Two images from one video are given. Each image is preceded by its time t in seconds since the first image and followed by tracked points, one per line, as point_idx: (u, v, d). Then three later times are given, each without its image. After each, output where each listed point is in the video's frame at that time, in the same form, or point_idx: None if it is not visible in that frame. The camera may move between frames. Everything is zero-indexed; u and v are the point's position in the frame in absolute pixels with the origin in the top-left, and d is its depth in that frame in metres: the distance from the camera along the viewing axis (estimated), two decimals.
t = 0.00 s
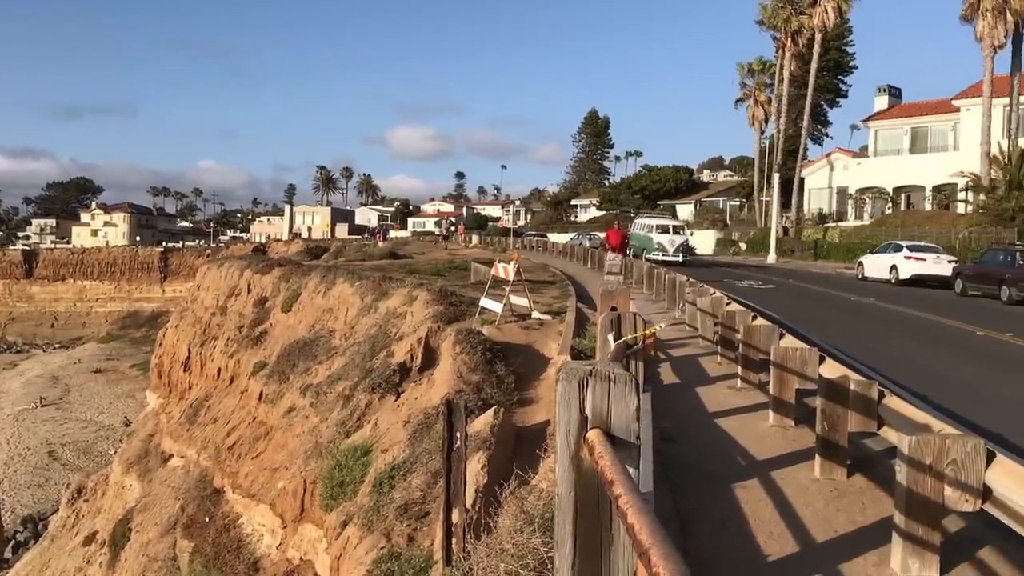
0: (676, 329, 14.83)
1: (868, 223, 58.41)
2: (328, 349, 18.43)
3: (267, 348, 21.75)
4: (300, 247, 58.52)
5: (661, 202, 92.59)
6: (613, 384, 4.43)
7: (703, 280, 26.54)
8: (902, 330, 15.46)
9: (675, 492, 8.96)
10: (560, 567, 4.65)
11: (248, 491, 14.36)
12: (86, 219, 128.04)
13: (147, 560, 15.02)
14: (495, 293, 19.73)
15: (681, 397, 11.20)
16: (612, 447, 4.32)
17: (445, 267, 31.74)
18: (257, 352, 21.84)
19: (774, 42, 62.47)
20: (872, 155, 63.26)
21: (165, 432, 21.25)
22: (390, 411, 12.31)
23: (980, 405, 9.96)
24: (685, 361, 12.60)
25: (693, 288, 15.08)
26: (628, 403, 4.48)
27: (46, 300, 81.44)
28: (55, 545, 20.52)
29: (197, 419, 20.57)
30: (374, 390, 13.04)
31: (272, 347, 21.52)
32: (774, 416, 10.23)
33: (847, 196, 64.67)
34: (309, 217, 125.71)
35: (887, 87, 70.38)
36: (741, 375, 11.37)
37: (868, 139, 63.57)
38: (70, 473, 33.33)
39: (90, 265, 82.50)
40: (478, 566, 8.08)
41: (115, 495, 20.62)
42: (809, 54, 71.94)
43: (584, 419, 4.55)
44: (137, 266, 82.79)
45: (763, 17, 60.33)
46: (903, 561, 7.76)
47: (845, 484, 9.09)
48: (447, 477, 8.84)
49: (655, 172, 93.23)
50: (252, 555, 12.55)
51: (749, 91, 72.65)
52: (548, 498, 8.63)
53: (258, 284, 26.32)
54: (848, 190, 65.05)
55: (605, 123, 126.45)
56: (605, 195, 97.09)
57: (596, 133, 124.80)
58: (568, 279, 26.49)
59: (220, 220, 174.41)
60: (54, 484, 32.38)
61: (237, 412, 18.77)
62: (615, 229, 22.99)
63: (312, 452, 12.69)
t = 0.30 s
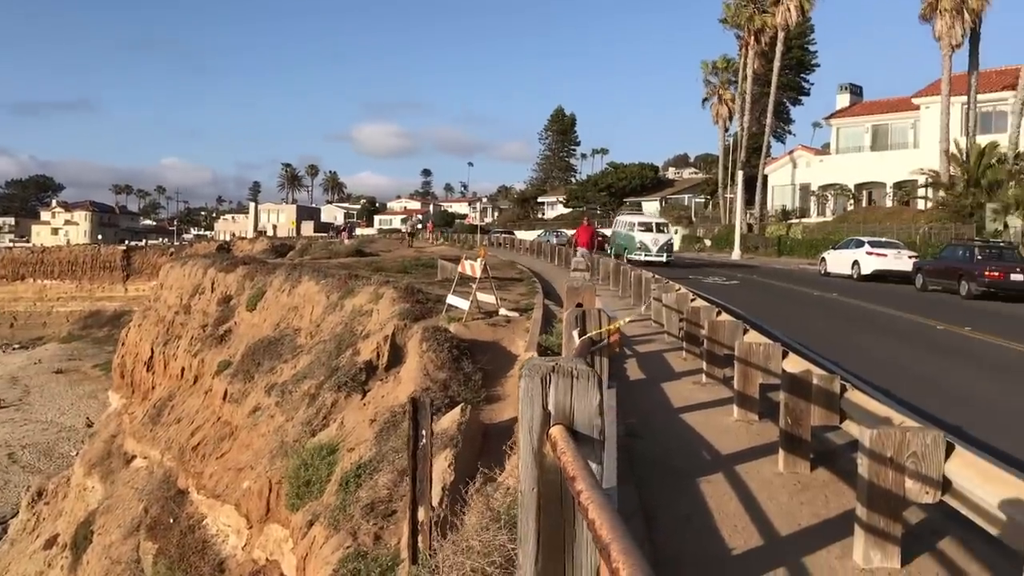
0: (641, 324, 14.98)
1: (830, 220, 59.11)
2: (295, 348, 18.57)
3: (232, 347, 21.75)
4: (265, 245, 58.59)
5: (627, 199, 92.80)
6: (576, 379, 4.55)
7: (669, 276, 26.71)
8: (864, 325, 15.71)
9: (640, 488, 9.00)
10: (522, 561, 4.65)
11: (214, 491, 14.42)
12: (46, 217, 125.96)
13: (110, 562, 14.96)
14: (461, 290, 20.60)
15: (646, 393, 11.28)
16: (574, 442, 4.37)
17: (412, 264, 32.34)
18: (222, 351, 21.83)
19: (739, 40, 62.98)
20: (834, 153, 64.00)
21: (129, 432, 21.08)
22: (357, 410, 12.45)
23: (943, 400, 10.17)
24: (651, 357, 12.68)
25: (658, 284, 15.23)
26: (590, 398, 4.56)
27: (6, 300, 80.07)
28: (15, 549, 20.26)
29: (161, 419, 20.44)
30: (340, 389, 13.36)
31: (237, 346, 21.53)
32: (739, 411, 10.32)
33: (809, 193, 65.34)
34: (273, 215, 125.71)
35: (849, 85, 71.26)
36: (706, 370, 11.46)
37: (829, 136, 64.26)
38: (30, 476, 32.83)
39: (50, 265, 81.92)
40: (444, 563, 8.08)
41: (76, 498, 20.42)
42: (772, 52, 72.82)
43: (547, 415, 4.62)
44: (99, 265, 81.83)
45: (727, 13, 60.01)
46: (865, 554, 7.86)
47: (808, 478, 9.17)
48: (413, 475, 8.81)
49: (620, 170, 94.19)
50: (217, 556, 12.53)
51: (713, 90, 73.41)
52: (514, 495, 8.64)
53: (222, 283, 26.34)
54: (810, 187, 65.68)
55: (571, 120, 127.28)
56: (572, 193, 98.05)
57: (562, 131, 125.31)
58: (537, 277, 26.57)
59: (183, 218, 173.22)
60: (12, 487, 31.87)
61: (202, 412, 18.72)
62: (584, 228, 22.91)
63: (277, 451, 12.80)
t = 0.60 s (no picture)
0: (602, 321, 15.12)
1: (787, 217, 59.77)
2: (253, 347, 18.60)
3: (189, 347, 21.64)
4: (222, 243, 58.25)
5: (588, 196, 93.70)
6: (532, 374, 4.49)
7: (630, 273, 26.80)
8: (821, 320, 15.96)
9: (599, 483, 9.04)
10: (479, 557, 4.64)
11: (172, 493, 14.45)
12: None
13: (64, 566, 14.91)
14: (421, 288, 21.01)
15: (606, 388, 11.34)
16: (530, 439, 4.34)
17: (371, 262, 32.56)
18: (179, 351, 21.74)
19: (696, 38, 63.47)
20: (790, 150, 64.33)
21: (84, 434, 20.84)
22: (316, 410, 12.63)
23: (898, 395, 10.38)
24: (611, 353, 12.78)
25: (618, 280, 15.31)
26: (546, 394, 4.53)
27: None
28: None
29: (117, 420, 20.24)
30: (300, 388, 13.60)
31: (193, 346, 21.43)
32: (697, 406, 10.40)
33: (766, 189, 66.04)
34: (231, 213, 124.74)
35: (804, 83, 72.07)
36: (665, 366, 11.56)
37: (786, 133, 64.71)
38: None
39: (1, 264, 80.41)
40: (403, 561, 8.05)
41: (30, 501, 20.19)
42: (729, 49, 73.66)
43: (504, 412, 4.59)
44: (52, 264, 80.34)
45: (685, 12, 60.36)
46: (822, 545, 7.96)
47: (766, 471, 9.28)
48: (372, 474, 8.78)
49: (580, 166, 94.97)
50: (175, 558, 12.52)
51: (671, 87, 74.11)
52: (474, 492, 8.62)
53: (178, 283, 26.17)
54: (767, 184, 66.50)
55: (532, 117, 127.88)
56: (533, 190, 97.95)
57: (522, 127, 125.70)
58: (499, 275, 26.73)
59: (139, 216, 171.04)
60: None
61: (158, 413, 18.62)
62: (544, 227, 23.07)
63: (236, 451, 13.00)
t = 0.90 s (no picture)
0: (555, 317, 15.22)
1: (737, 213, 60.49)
2: (202, 346, 18.67)
3: (137, 347, 21.59)
4: (171, 240, 57.51)
5: (541, 192, 95.30)
6: (483, 372, 4.51)
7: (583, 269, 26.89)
8: (770, 314, 16.20)
9: (552, 478, 9.07)
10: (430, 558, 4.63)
11: (119, 496, 14.61)
12: None
13: (9, 572, 14.87)
14: (372, 285, 21.35)
15: (557, 384, 11.40)
16: (482, 436, 4.35)
17: (322, 260, 32.67)
18: (126, 351, 21.68)
19: (646, 35, 63.96)
20: (739, 146, 65.44)
21: (28, 437, 20.53)
22: (267, 409, 12.87)
23: (845, 389, 10.61)
24: (564, 349, 12.85)
25: (571, 276, 15.38)
26: (498, 391, 4.56)
27: None
28: None
29: (61, 421, 20.00)
30: (250, 387, 13.91)
31: (141, 346, 21.37)
32: (649, 400, 10.49)
33: (716, 186, 66.83)
34: (180, 211, 123.21)
35: (753, 80, 73.01)
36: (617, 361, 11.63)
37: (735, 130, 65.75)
38: None
39: None
40: (355, 562, 7.99)
41: None
42: (678, 46, 74.45)
43: (455, 409, 4.61)
44: None
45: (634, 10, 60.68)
46: (770, 537, 8.08)
47: (716, 464, 9.38)
48: (323, 474, 8.70)
49: (533, 164, 95.51)
50: (124, 562, 12.58)
51: (623, 84, 74.81)
52: (427, 491, 8.55)
53: (125, 283, 26.03)
54: (716, 180, 67.34)
55: (484, 113, 128.21)
56: (484, 187, 98.10)
57: (474, 124, 125.97)
58: (452, 273, 26.87)
59: (84, 213, 167.67)
60: None
61: (104, 415, 18.53)
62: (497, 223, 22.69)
63: (185, 452, 13.22)
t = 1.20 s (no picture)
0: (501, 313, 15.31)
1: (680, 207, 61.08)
2: (144, 347, 18.80)
3: (74, 349, 21.57)
4: (108, 239, 56.44)
5: (487, 188, 95.86)
6: (426, 368, 4.46)
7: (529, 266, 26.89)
8: (714, 308, 16.37)
9: (499, 473, 9.08)
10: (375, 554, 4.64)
11: (57, 500, 14.52)
12: None
13: None
14: (315, 283, 21.56)
15: (504, 379, 11.43)
16: (426, 433, 4.30)
17: (265, 258, 32.60)
18: (64, 352, 21.63)
19: (590, 31, 64.42)
20: (682, 142, 66.38)
21: None
22: (210, 409, 13.25)
23: (789, 381, 10.80)
24: (512, 344, 12.91)
25: (518, 272, 15.42)
26: (442, 387, 4.50)
27: None
28: None
29: None
30: (193, 388, 14.21)
31: (79, 349, 21.36)
32: (595, 394, 10.57)
33: (660, 181, 67.51)
34: (120, 209, 120.78)
35: (695, 76, 74.00)
36: (564, 356, 11.71)
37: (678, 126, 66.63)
38: None
39: None
40: (301, 561, 7.90)
41: None
42: (622, 43, 75.16)
43: (398, 406, 4.53)
44: None
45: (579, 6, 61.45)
46: (715, 527, 8.18)
47: (661, 455, 9.48)
48: (267, 474, 8.62)
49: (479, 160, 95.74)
50: (63, 567, 12.43)
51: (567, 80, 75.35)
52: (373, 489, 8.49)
53: (61, 283, 26.11)
54: (660, 176, 68.15)
55: (429, 109, 128.20)
56: (430, 183, 98.07)
57: (419, 120, 125.84)
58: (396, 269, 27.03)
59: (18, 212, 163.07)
60: None
61: (43, 418, 18.37)
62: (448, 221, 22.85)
63: (128, 455, 13.40)
